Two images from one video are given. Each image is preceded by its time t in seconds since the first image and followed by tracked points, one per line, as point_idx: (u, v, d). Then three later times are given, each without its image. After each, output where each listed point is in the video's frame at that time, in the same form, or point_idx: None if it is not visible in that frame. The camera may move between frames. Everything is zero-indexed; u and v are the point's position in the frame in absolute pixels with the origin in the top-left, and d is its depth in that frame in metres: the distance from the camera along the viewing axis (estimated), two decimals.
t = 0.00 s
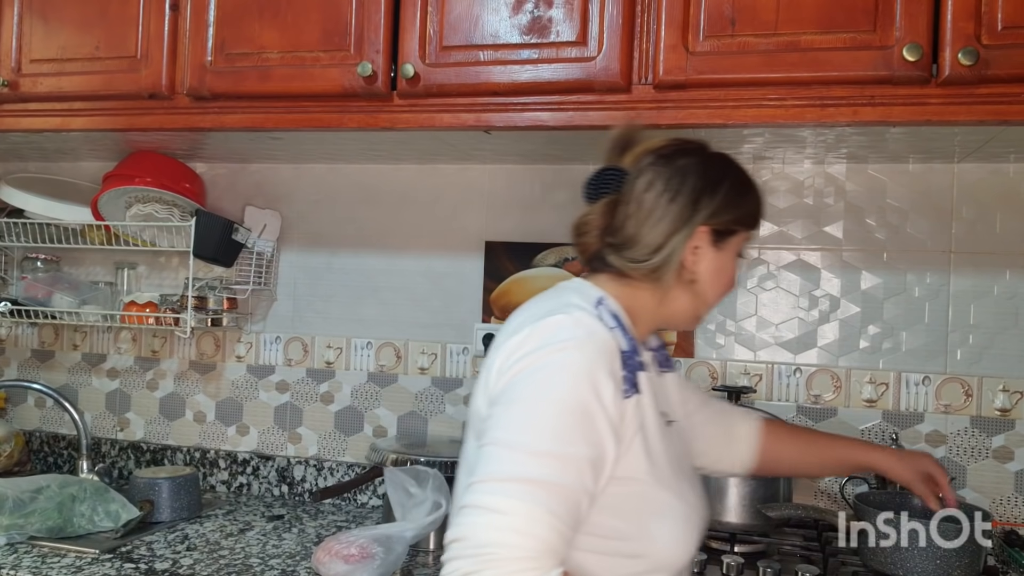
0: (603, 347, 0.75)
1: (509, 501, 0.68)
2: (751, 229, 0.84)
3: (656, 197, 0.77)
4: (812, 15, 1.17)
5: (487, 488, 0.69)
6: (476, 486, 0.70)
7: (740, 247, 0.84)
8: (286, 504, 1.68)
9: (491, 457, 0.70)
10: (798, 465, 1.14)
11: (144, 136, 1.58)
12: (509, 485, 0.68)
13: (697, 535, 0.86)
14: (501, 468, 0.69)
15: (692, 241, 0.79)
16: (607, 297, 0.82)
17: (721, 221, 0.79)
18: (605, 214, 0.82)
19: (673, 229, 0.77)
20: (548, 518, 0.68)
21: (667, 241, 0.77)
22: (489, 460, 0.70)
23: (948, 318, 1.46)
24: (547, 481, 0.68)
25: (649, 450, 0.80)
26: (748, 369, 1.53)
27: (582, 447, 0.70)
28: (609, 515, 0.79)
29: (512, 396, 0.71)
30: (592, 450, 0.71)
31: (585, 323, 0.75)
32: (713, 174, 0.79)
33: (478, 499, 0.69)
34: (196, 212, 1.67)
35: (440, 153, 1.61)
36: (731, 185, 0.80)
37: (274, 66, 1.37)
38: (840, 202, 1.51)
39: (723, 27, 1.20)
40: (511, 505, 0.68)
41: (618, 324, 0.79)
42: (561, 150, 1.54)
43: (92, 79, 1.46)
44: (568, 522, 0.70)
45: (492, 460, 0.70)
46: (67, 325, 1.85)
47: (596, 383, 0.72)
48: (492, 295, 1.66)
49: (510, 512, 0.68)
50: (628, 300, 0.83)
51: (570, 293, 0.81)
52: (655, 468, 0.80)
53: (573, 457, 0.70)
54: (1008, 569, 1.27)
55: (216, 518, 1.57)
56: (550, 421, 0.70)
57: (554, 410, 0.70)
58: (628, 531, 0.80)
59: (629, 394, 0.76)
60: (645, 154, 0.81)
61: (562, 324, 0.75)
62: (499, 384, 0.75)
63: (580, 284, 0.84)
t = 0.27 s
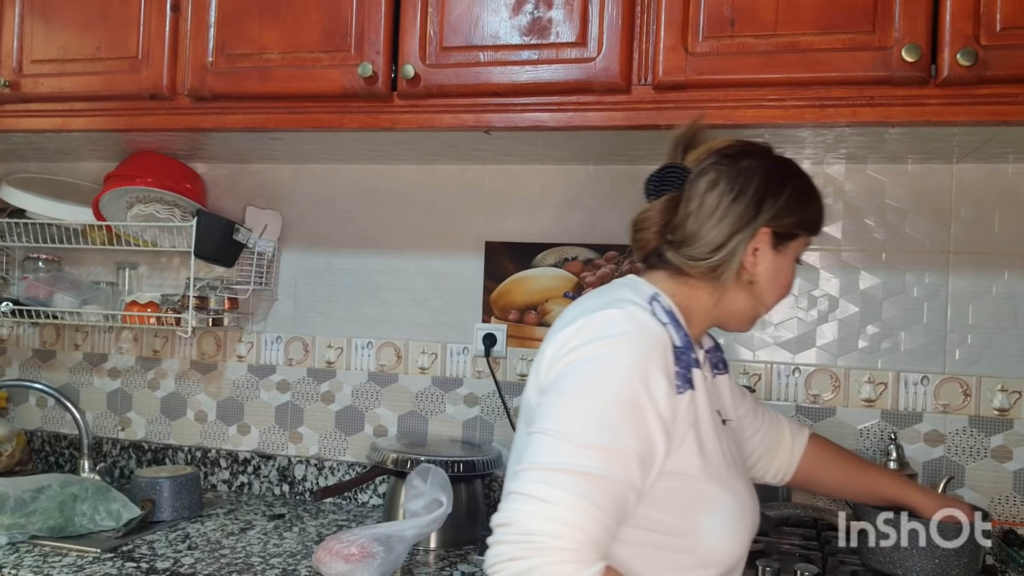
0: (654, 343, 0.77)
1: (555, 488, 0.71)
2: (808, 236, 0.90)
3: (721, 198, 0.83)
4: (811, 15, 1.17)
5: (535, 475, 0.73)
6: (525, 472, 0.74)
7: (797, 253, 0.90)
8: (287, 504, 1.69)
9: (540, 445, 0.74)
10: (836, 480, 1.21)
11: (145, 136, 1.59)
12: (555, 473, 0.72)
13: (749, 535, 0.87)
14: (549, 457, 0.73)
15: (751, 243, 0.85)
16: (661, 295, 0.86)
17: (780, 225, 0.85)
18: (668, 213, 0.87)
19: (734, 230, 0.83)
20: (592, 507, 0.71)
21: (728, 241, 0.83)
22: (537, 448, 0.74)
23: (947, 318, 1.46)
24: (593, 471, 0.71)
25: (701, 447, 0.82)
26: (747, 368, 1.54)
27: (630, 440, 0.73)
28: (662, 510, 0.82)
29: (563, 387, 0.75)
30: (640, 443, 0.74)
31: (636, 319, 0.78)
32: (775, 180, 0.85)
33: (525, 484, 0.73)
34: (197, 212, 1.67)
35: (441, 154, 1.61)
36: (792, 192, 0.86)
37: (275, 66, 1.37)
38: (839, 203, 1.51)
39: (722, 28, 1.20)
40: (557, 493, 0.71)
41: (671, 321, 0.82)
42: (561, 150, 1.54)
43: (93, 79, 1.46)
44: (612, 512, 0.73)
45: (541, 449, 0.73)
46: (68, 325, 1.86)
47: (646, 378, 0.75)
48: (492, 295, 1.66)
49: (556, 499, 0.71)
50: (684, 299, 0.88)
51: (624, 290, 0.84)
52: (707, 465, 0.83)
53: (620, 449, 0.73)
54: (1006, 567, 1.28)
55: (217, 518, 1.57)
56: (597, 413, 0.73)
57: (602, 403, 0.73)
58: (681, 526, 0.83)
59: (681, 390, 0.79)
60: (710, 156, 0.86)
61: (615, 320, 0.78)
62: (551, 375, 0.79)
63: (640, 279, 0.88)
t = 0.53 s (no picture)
0: (690, 352, 0.76)
1: (593, 500, 0.70)
2: (833, 245, 0.91)
3: (751, 204, 0.84)
4: (810, 15, 1.18)
5: (571, 487, 0.71)
6: (560, 483, 0.73)
7: (822, 261, 0.91)
8: (287, 503, 1.69)
9: (576, 455, 0.72)
10: (826, 484, 1.27)
11: (146, 136, 1.59)
12: (593, 485, 0.71)
13: (770, 538, 0.88)
14: (586, 469, 0.71)
15: (780, 250, 0.85)
16: (689, 301, 0.85)
17: (807, 233, 0.86)
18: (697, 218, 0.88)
19: (763, 236, 0.83)
20: (631, 520, 0.70)
21: (758, 248, 0.83)
22: (573, 458, 0.72)
23: (946, 317, 1.47)
24: (633, 483, 0.70)
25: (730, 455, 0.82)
26: (747, 368, 1.54)
27: (669, 452, 0.72)
28: (691, 518, 0.82)
29: (599, 396, 0.74)
30: (678, 455, 0.73)
31: (671, 327, 0.77)
32: (805, 187, 0.86)
33: (561, 496, 0.72)
34: (198, 213, 1.67)
35: (441, 154, 1.61)
36: (821, 200, 0.87)
37: (276, 67, 1.38)
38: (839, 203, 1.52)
39: (722, 29, 1.21)
40: (595, 505, 0.70)
41: (702, 329, 0.81)
42: (562, 151, 1.54)
43: (94, 80, 1.47)
44: (649, 524, 0.72)
45: (577, 460, 0.72)
46: (69, 325, 1.86)
47: (683, 389, 0.74)
48: (492, 295, 1.67)
49: (593, 511, 0.70)
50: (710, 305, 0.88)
51: (654, 295, 0.83)
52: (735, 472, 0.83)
53: (659, 461, 0.72)
54: (1007, 567, 1.29)
55: (218, 517, 1.57)
56: (636, 424, 0.71)
57: (641, 414, 0.72)
58: (709, 533, 0.83)
59: (715, 399, 0.78)
60: (741, 162, 0.87)
61: (650, 328, 0.77)
62: (584, 383, 0.77)
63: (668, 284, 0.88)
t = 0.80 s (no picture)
0: (702, 355, 0.77)
1: (610, 505, 0.70)
2: (837, 248, 0.91)
3: (759, 205, 0.84)
4: (810, 15, 1.18)
5: (588, 492, 0.71)
6: (575, 489, 0.72)
7: (826, 265, 0.91)
8: (287, 503, 1.69)
9: (592, 461, 0.72)
10: (828, 481, 1.25)
11: (146, 136, 1.59)
12: (610, 490, 0.70)
13: (777, 539, 0.89)
14: (603, 474, 0.71)
15: (786, 252, 0.85)
16: (697, 303, 0.85)
17: (813, 236, 0.86)
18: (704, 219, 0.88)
19: (770, 238, 0.83)
20: (648, 525, 0.70)
21: (765, 249, 0.83)
22: (589, 464, 0.72)
23: (946, 317, 1.47)
24: (650, 487, 0.70)
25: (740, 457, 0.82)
26: (746, 368, 1.54)
27: (684, 456, 0.72)
28: (702, 521, 0.82)
29: (613, 401, 0.73)
30: (692, 458, 0.73)
31: (682, 330, 0.77)
32: (812, 189, 0.86)
33: (578, 502, 0.72)
34: (198, 213, 1.67)
35: (441, 154, 1.61)
36: (828, 203, 0.87)
37: (276, 67, 1.38)
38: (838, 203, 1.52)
39: (722, 29, 1.21)
40: (612, 510, 0.70)
41: (711, 331, 0.81)
42: (562, 151, 1.54)
43: (94, 80, 1.47)
44: (666, 528, 0.72)
45: (592, 466, 0.72)
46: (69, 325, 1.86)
47: (697, 392, 0.74)
48: (492, 295, 1.67)
49: (611, 517, 0.70)
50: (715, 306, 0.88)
51: (663, 297, 0.83)
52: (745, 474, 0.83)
53: (675, 465, 0.71)
54: (1006, 567, 1.29)
55: (218, 517, 1.57)
56: (652, 428, 0.71)
57: (657, 418, 0.71)
58: (719, 535, 0.83)
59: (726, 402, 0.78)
60: (748, 163, 0.87)
61: (662, 331, 0.77)
62: (596, 387, 0.77)
63: (674, 284, 0.88)
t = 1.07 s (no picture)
0: (699, 355, 0.76)
1: (605, 505, 0.70)
2: (837, 248, 0.91)
3: (758, 206, 0.84)
4: (810, 15, 1.18)
5: (583, 493, 0.71)
6: (570, 489, 0.72)
7: (826, 265, 0.91)
8: (287, 504, 1.69)
9: (587, 461, 0.72)
10: (827, 481, 1.25)
11: (146, 136, 1.59)
12: (604, 491, 0.70)
13: (774, 540, 0.89)
14: (597, 474, 0.71)
15: (785, 252, 0.85)
16: (695, 304, 0.85)
17: (812, 236, 0.86)
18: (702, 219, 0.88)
19: (769, 238, 0.84)
20: (642, 526, 0.70)
21: (764, 250, 0.84)
22: (584, 464, 0.72)
23: (946, 318, 1.47)
24: (645, 488, 0.70)
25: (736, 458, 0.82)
26: (746, 368, 1.54)
27: (679, 456, 0.72)
28: (699, 522, 0.82)
29: (608, 401, 0.73)
30: (688, 459, 0.73)
31: (678, 330, 0.77)
32: (812, 189, 0.86)
33: (572, 502, 0.72)
34: (198, 213, 1.67)
35: (441, 154, 1.61)
36: (827, 203, 0.87)
37: (276, 67, 1.38)
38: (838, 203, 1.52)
39: (722, 29, 1.21)
40: (607, 511, 0.70)
41: (708, 332, 0.81)
42: (562, 151, 1.54)
43: (95, 80, 1.47)
44: (661, 529, 0.72)
45: (587, 466, 0.72)
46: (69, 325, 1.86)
47: (693, 393, 0.74)
48: (492, 295, 1.67)
49: (605, 517, 0.70)
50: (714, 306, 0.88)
51: (660, 297, 0.83)
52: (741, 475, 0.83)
53: (670, 466, 0.71)
54: (1006, 567, 1.29)
55: (218, 517, 1.57)
56: (647, 428, 0.71)
57: (652, 418, 0.71)
58: (715, 536, 0.83)
59: (722, 403, 0.78)
60: (748, 163, 0.87)
61: (658, 331, 0.77)
62: (592, 387, 0.77)
63: (673, 285, 0.88)
